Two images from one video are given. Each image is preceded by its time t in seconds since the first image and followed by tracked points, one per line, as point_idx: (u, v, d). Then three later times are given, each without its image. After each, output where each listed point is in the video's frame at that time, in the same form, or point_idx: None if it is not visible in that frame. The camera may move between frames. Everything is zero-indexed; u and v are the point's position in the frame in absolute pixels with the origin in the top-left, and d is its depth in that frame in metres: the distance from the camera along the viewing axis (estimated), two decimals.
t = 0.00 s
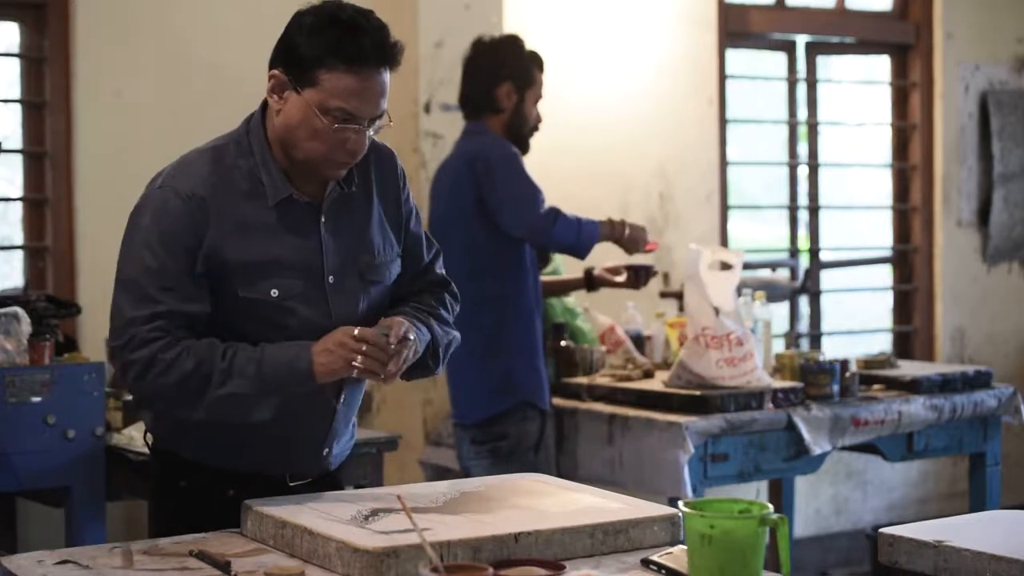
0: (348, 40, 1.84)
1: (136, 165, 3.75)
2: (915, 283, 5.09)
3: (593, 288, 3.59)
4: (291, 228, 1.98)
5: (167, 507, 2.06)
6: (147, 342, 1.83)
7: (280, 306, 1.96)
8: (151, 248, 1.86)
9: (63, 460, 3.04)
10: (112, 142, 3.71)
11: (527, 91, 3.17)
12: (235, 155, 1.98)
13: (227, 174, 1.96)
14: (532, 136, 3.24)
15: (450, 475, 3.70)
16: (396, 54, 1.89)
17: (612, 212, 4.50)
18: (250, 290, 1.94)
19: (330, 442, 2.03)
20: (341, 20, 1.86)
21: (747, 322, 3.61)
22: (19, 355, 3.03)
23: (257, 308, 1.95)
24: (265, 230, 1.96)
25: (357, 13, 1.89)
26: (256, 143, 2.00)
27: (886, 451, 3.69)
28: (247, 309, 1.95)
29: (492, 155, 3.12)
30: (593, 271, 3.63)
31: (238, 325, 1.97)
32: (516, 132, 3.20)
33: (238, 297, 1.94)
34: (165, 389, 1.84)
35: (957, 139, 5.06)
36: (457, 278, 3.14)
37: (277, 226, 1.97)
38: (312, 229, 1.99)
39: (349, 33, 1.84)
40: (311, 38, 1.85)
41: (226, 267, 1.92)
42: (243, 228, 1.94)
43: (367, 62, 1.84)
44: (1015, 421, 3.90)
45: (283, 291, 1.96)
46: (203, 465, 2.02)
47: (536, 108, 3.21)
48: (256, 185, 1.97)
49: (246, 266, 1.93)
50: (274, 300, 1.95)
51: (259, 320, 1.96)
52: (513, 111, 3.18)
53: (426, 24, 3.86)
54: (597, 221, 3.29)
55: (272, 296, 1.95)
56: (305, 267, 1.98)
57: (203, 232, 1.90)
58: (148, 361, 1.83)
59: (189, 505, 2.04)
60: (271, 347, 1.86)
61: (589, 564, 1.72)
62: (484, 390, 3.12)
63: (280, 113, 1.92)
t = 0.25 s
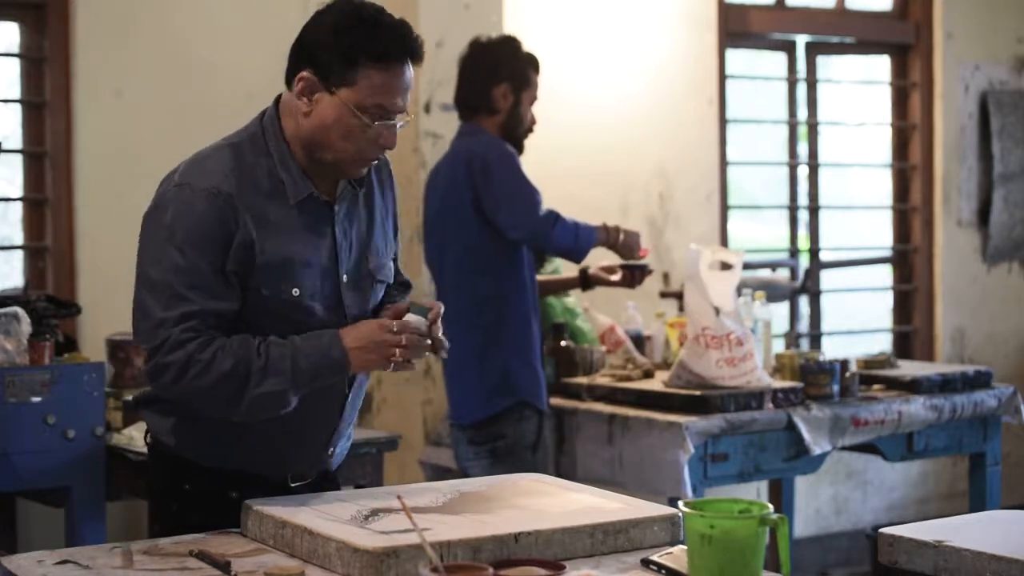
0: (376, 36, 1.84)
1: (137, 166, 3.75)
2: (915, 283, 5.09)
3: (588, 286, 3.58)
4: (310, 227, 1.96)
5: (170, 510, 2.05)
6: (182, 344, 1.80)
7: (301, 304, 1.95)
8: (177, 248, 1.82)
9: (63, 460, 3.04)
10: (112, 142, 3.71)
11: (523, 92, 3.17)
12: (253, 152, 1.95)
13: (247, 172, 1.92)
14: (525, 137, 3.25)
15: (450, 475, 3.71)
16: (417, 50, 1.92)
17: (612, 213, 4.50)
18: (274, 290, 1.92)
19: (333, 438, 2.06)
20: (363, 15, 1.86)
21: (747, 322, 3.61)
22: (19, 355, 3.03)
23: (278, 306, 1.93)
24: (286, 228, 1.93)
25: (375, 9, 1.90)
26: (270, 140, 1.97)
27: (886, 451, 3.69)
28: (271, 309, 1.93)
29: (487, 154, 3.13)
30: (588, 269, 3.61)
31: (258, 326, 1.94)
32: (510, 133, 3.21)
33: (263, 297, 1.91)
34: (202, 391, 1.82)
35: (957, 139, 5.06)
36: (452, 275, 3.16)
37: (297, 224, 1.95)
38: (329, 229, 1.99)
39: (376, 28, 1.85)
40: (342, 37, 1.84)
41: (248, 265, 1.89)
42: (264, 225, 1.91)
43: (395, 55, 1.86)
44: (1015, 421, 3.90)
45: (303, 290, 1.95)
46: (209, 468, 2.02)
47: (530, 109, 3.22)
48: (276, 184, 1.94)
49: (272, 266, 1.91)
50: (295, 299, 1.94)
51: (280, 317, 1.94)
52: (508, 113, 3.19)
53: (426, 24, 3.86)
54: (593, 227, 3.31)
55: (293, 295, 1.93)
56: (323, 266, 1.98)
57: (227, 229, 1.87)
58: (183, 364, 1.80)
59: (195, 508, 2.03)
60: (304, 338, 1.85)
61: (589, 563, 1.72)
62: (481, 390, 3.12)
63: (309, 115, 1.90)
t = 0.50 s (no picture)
0: (394, 25, 1.88)
1: (137, 165, 3.75)
2: (915, 283, 5.09)
3: (584, 285, 3.56)
4: (329, 215, 1.99)
5: (186, 510, 2.04)
6: (246, 331, 1.76)
7: (324, 290, 1.97)
8: (227, 236, 1.79)
9: (63, 460, 3.05)
10: (112, 142, 3.72)
11: (519, 93, 3.17)
12: (274, 142, 1.94)
13: (273, 160, 1.91)
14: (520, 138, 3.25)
15: (450, 475, 3.71)
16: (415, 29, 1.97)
17: (612, 213, 4.50)
18: (303, 276, 1.93)
19: (350, 427, 2.08)
20: (377, 5, 1.88)
21: (747, 322, 3.61)
22: (19, 356, 3.03)
23: (306, 292, 1.94)
24: (313, 215, 1.95)
25: None
26: (283, 131, 1.96)
27: (886, 451, 3.69)
28: (300, 296, 1.94)
29: (484, 154, 3.12)
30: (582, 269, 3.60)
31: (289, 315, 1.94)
32: (506, 133, 3.21)
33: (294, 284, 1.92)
34: (268, 378, 1.78)
35: (957, 139, 5.06)
36: (450, 275, 3.15)
37: (320, 211, 1.97)
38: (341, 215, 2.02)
39: (392, 19, 1.89)
40: (365, 28, 1.86)
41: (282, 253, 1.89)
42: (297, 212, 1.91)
43: (411, 42, 1.91)
44: (1015, 421, 3.90)
45: (328, 276, 1.98)
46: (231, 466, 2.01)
47: (525, 110, 3.21)
48: (300, 172, 1.94)
49: (301, 253, 1.92)
50: (320, 285, 1.96)
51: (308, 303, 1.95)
52: (504, 113, 3.18)
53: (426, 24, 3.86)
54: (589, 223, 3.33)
55: (320, 281, 1.96)
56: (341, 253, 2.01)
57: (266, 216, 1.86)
58: (250, 351, 1.76)
59: (211, 506, 2.02)
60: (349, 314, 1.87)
61: (589, 563, 1.72)
62: (478, 391, 3.12)
63: (339, 113, 1.92)
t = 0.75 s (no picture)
0: (414, 38, 1.88)
1: (137, 165, 3.75)
2: (915, 283, 5.09)
3: (582, 285, 3.56)
4: (343, 210, 2.00)
5: (201, 509, 2.04)
6: (276, 331, 1.76)
7: (340, 285, 1.97)
8: (251, 235, 1.79)
9: (63, 460, 3.05)
10: (112, 142, 3.72)
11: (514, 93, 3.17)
12: (287, 138, 1.94)
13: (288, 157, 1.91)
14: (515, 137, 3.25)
15: (450, 475, 3.71)
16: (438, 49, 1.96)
17: (612, 213, 4.50)
18: (321, 270, 1.93)
19: (364, 421, 2.09)
20: (400, 15, 1.88)
21: (747, 323, 3.61)
22: (19, 356, 3.03)
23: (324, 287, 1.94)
24: (327, 211, 1.95)
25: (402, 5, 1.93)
26: (296, 128, 1.95)
27: (886, 451, 3.69)
28: (317, 290, 1.94)
29: (480, 155, 3.12)
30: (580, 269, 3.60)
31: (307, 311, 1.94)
32: (501, 133, 3.21)
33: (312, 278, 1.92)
34: (297, 377, 1.78)
35: (957, 139, 5.06)
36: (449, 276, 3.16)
37: (334, 207, 1.98)
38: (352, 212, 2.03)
39: (413, 30, 1.88)
40: (378, 33, 1.86)
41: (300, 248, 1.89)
42: (314, 208, 1.91)
43: (429, 57, 1.91)
44: (1015, 421, 3.90)
45: (344, 269, 1.98)
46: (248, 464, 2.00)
47: (521, 110, 3.21)
48: (313, 169, 1.94)
49: (319, 247, 1.92)
50: (337, 280, 1.96)
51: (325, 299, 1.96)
52: (499, 113, 3.18)
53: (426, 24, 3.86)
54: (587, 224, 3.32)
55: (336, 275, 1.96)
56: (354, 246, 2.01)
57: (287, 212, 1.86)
58: (280, 350, 1.76)
59: (226, 505, 2.02)
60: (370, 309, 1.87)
61: (589, 563, 1.72)
62: (476, 392, 3.12)
63: (342, 108, 1.91)
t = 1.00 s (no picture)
0: (414, 44, 1.87)
1: (137, 165, 3.75)
2: (915, 283, 5.09)
3: (581, 286, 3.56)
4: (343, 213, 1.99)
5: (197, 506, 2.04)
6: (247, 328, 1.76)
7: (338, 288, 1.95)
8: (233, 231, 1.79)
9: (63, 461, 3.05)
10: (112, 142, 3.72)
11: (513, 94, 3.17)
12: (289, 139, 1.94)
13: (286, 156, 1.91)
14: (514, 137, 3.25)
15: (450, 475, 3.72)
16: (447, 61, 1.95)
17: (612, 213, 4.50)
18: (316, 273, 1.91)
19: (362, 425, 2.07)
20: (407, 24, 1.88)
21: (747, 323, 3.61)
22: (19, 356, 3.03)
23: (321, 290, 1.93)
24: (326, 214, 1.94)
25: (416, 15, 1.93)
26: (301, 128, 1.95)
27: (886, 451, 3.69)
28: (313, 292, 1.92)
29: (479, 155, 3.12)
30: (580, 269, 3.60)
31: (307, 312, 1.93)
32: (501, 133, 3.21)
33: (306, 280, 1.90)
34: (267, 376, 1.77)
35: (957, 139, 5.06)
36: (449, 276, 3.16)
37: (333, 209, 1.96)
38: (353, 215, 2.02)
39: (414, 37, 1.88)
40: (380, 39, 1.86)
41: (293, 249, 1.88)
42: (309, 209, 1.90)
43: (430, 65, 1.89)
44: (1015, 421, 3.90)
45: (341, 273, 1.95)
46: (245, 464, 2.00)
47: (519, 110, 3.21)
48: (313, 170, 1.94)
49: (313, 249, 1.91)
50: (334, 282, 1.94)
51: (323, 302, 1.94)
52: (498, 114, 3.18)
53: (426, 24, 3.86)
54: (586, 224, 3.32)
55: (332, 278, 1.94)
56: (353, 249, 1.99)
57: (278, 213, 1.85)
58: (250, 348, 1.76)
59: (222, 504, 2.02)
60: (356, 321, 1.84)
61: (589, 563, 1.72)
62: (476, 392, 3.12)
63: (337, 107, 1.92)
